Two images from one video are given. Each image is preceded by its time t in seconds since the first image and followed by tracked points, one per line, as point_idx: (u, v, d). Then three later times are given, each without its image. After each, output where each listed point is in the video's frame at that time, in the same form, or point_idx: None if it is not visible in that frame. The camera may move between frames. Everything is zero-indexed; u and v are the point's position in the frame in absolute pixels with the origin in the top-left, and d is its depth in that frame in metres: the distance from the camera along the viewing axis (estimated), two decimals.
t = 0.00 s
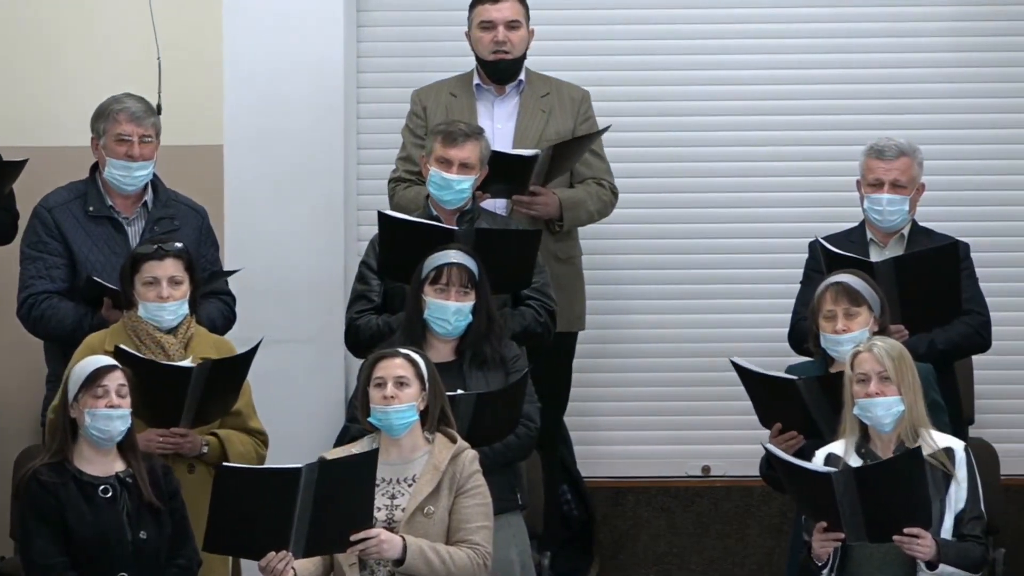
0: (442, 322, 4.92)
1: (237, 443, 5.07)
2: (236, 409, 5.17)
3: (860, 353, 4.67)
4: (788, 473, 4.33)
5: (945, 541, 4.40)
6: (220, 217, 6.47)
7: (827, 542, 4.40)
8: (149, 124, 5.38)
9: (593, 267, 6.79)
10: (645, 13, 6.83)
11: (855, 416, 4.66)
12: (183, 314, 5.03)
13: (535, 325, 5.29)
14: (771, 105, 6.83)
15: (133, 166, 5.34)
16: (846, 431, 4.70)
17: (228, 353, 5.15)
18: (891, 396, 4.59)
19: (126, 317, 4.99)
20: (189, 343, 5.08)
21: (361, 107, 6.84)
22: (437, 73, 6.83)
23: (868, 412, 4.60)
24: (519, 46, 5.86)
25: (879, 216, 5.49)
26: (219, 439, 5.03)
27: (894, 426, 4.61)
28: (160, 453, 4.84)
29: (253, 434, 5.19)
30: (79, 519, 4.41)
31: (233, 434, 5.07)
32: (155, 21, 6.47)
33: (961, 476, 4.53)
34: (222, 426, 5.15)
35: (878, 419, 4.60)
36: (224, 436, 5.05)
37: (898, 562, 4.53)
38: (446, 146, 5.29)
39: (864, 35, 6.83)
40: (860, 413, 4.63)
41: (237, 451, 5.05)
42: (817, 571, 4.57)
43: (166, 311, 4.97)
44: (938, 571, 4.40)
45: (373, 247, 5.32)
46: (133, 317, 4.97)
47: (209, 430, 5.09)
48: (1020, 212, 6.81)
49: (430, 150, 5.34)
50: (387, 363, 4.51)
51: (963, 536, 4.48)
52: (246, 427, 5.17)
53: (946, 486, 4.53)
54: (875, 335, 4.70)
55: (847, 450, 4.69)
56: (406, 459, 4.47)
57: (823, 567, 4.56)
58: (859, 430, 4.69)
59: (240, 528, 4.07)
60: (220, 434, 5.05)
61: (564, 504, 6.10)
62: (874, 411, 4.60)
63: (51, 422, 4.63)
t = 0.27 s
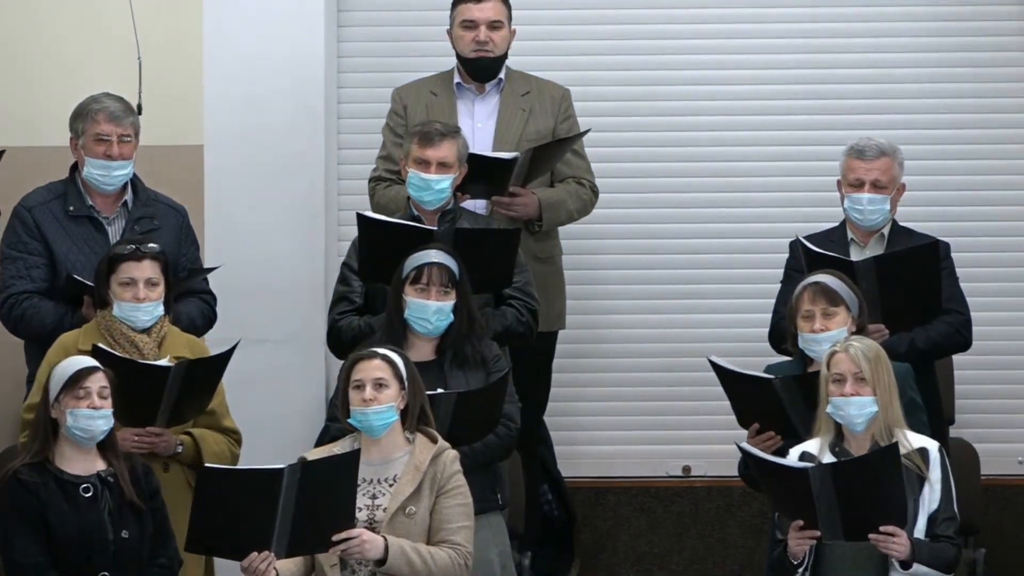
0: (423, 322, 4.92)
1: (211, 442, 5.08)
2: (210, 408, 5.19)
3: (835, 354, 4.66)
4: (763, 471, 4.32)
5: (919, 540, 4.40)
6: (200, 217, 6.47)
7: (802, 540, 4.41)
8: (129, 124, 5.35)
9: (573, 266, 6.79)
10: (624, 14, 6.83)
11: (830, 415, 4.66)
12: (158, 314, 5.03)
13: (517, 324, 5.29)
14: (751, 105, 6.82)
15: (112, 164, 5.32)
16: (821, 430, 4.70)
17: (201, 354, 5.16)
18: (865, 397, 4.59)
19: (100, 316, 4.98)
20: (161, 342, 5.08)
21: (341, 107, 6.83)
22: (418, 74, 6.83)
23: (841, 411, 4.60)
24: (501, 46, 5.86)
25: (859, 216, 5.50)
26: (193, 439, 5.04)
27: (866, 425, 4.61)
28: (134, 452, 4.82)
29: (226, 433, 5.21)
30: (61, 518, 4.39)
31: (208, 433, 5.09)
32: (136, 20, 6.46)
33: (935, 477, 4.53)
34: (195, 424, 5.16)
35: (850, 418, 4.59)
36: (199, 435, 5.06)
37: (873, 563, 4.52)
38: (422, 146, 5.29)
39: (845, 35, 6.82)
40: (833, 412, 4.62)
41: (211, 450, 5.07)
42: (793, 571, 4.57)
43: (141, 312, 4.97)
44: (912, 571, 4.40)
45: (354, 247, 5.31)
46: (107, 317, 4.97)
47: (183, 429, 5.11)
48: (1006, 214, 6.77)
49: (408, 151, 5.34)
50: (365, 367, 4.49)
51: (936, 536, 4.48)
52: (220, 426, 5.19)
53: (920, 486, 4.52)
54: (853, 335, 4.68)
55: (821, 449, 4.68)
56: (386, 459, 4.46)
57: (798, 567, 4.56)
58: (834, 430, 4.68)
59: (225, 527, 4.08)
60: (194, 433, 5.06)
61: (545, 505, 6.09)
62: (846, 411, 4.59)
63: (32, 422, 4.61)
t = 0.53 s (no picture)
0: (407, 322, 4.91)
1: (190, 442, 5.09)
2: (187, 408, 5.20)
3: (813, 352, 4.66)
4: (739, 471, 4.31)
5: (893, 542, 4.40)
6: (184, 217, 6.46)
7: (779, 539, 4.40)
8: (111, 123, 5.34)
9: (557, 267, 6.77)
10: (608, 14, 6.79)
11: (807, 415, 4.65)
12: (136, 314, 5.02)
13: (501, 324, 5.29)
14: (736, 106, 6.78)
15: (95, 164, 5.31)
16: (798, 430, 4.68)
17: (179, 353, 5.14)
18: (842, 397, 4.58)
19: (77, 315, 4.98)
20: (139, 343, 5.06)
21: (325, 107, 6.82)
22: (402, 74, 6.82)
23: (819, 411, 4.59)
24: (485, 45, 5.88)
25: (844, 216, 5.51)
26: (172, 438, 5.05)
27: (844, 426, 4.60)
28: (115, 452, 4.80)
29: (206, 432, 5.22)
30: (45, 518, 4.38)
31: (186, 433, 5.10)
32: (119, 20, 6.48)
33: (910, 480, 4.52)
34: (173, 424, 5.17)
35: (827, 419, 4.59)
36: (178, 435, 5.08)
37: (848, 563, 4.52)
38: (404, 141, 5.29)
39: (833, 34, 6.74)
40: (811, 413, 4.61)
41: (190, 450, 5.08)
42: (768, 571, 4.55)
43: (120, 312, 4.96)
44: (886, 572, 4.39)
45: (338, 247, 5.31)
46: (86, 317, 4.96)
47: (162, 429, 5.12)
48: (997, 216, 6.67)
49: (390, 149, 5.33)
50: (348, 363, 4.49)
51: (910, 539, 4.47)
52: (199, 425, 5.20)
53: (895, 489, 4.51)
54: (830, 335, 4.68)
55: (797, 449, 4.67)
56: (370, 459, 4.45)
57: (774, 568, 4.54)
58: (811, 430, 4.67)
59: (209, 527, 4.07)
60: (173, 433, 5.06)
61: (529, 505, 6.10)
62: (825, 411, 4.59)
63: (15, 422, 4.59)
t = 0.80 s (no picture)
0: (394, 322, 4.91)
1: (173, 442, 5.10)
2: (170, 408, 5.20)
3: (791, 352, 4.65)
4: (720, 469, 4.30)
5: (872, 542, 4.40)
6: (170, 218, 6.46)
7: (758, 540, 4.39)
8: (98, 123, 5.33)
9: (544, 267, 6.78)
10: (595, 13, 6.80)
11: (787, 414, 4.66)
12: (119, 315, 5.01)
13: (488, 325, 5.29)
14: (724, 105, 6.78)
15: (83, 164, 5.30)
16: (778, 430, 4.71)
17: (160, 354, 5.16)
18: (823, 397, 4.58)
19: (59, 315, 4.97)
20: (122, 343, 5.05)
21: (312, 107, 6.82)
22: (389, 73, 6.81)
23: (798, 412, 4.59)
24: (471, 45, 5.87)
25: (830, 216, 5.51)
26: (155, 438, 5.07)
27: (824, 426, 4.61)
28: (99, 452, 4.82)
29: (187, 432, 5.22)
30: (32, 518, 4.37)
31: (169, 432, 5.11)
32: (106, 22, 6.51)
33: (890, 481, 4.51)
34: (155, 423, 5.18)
35: (807, 419, 4.59)
36: (161, 435, 5.09)
37: (827, 564, 4.50)
38: (393, 139, 5.28)
39: (820, 33, 6.75)
40: (791, 413, 4.61)
41: (173, 451, 5.09)
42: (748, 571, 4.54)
43: (102, 313, 4.95)
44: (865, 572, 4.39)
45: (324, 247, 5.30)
46: (69, 317, 4.95)
47: (144, 429, 5.12)
48: (983, 215, 6.68)
49: (378, 149, 5.32)
50: (335, 363, 4.49)
51: (889, 540, 4.47)
52: (180, 425, 5.20)
53: (875, 490, 4.51)
54: (809, 334, 4.68)
55: (777, 449, 4.68)
56: (357, 459, 4.45)
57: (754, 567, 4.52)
58: (790, 430, 4.69)
59: (196, 528, 4.06)
60: (156, 433, 5.08)
61: (516, 503, 6.13)
62: (805, 411, 4.59)
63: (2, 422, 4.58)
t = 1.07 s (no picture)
0: (376, 322, 4.91)
1: (151, 443, 5.10)
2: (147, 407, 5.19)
3: (765, 352, 4.64)
4: (693, 469, 4.27)
5: (844, 542, 4.37)
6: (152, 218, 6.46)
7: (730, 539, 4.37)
8: (82, 124, 5.32)
9: (525, 266, 6.79)
10: (576, 13, 6.80)
11: (759, 414, 4.64)
12: (97, 316, 4.99)
13: (468, 326, 5.29)
14: (705, 105, 6.79)
15: (66, 165, 5.28)
16: (750, 430, 4.68)
17: (137, 354, 5.14)
18: (797, 396, 4.57)
19: (37, 314, 4.97)
20: (100, 343, 5.04)
21: (294, 107, 6.81)
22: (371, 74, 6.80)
23: (772, 411, 4.58)
24: (449, 45, 5.87)
25: (810, 216, 5.52)
26: (133, 438, 5.06)
27: (797, 427, 4.60)
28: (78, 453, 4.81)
29: (162, 431, 5.22)
30: (12, 519, 4.36)
31: (147, 432, 5.11)
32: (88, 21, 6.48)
33: (861, 480, 4.50)
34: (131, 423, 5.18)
35: (781, 419, 4.57)
36: (138, 435, 5.08)
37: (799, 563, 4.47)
38: (375, 138, 5.28)
39: (801, 33, 6.77)
40: (763, 413, 4.60)
41: (151, 451, 5.09)
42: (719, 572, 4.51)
43: (81, 313, 4.94)
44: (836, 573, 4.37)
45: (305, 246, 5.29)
46: (47, 317, 4.95)
47: (121, 429, 5.12)
48: (966, 215, 6.69)
49: (360, 149, 5.32)
50: (318, 363, 4.49)
51: (861, 540, 4.45)
52: (157, 425, 5.20)
53: (847, 489, 4.50)
54: (781, 334, 4.67)
55: (748, 449, 4.66)
56: (341, 459, 4.45)
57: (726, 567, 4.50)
58: (762, 430, 4.67)
59: (181, 525, 4.07)
60: (134, 433, 5.07)
61: (498, 506, 6.11)
62: (778, 411, 4.58)
63: None
